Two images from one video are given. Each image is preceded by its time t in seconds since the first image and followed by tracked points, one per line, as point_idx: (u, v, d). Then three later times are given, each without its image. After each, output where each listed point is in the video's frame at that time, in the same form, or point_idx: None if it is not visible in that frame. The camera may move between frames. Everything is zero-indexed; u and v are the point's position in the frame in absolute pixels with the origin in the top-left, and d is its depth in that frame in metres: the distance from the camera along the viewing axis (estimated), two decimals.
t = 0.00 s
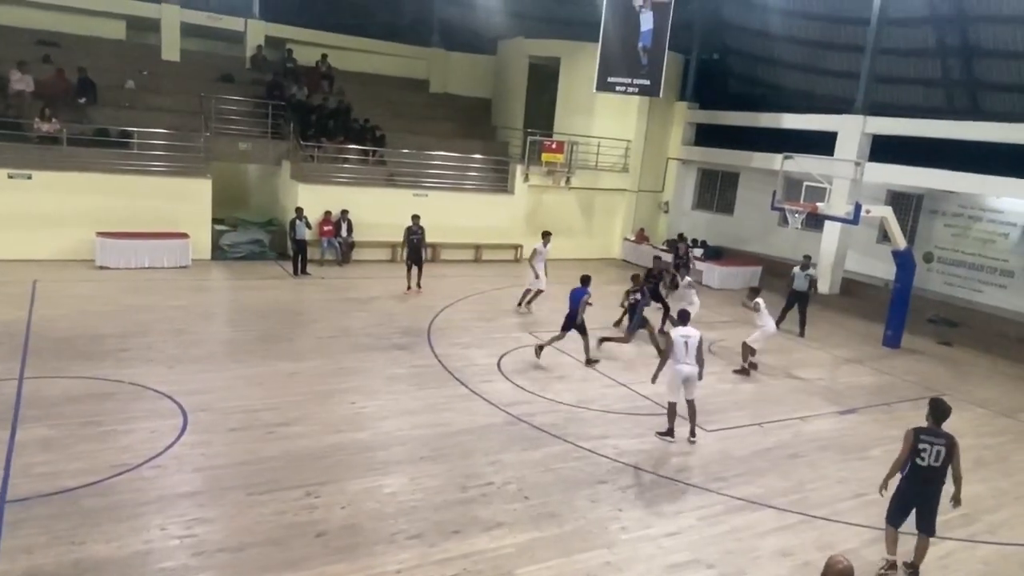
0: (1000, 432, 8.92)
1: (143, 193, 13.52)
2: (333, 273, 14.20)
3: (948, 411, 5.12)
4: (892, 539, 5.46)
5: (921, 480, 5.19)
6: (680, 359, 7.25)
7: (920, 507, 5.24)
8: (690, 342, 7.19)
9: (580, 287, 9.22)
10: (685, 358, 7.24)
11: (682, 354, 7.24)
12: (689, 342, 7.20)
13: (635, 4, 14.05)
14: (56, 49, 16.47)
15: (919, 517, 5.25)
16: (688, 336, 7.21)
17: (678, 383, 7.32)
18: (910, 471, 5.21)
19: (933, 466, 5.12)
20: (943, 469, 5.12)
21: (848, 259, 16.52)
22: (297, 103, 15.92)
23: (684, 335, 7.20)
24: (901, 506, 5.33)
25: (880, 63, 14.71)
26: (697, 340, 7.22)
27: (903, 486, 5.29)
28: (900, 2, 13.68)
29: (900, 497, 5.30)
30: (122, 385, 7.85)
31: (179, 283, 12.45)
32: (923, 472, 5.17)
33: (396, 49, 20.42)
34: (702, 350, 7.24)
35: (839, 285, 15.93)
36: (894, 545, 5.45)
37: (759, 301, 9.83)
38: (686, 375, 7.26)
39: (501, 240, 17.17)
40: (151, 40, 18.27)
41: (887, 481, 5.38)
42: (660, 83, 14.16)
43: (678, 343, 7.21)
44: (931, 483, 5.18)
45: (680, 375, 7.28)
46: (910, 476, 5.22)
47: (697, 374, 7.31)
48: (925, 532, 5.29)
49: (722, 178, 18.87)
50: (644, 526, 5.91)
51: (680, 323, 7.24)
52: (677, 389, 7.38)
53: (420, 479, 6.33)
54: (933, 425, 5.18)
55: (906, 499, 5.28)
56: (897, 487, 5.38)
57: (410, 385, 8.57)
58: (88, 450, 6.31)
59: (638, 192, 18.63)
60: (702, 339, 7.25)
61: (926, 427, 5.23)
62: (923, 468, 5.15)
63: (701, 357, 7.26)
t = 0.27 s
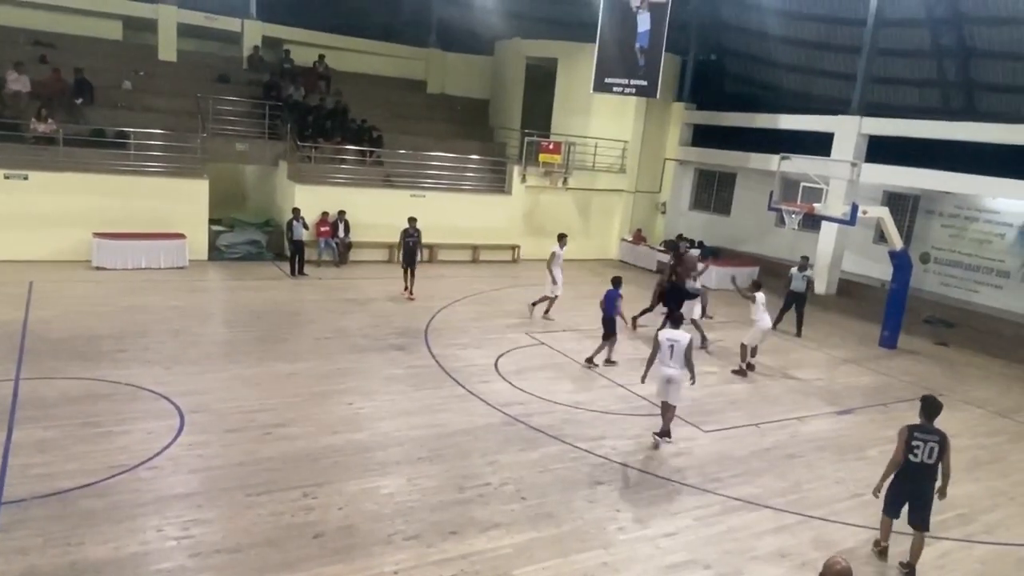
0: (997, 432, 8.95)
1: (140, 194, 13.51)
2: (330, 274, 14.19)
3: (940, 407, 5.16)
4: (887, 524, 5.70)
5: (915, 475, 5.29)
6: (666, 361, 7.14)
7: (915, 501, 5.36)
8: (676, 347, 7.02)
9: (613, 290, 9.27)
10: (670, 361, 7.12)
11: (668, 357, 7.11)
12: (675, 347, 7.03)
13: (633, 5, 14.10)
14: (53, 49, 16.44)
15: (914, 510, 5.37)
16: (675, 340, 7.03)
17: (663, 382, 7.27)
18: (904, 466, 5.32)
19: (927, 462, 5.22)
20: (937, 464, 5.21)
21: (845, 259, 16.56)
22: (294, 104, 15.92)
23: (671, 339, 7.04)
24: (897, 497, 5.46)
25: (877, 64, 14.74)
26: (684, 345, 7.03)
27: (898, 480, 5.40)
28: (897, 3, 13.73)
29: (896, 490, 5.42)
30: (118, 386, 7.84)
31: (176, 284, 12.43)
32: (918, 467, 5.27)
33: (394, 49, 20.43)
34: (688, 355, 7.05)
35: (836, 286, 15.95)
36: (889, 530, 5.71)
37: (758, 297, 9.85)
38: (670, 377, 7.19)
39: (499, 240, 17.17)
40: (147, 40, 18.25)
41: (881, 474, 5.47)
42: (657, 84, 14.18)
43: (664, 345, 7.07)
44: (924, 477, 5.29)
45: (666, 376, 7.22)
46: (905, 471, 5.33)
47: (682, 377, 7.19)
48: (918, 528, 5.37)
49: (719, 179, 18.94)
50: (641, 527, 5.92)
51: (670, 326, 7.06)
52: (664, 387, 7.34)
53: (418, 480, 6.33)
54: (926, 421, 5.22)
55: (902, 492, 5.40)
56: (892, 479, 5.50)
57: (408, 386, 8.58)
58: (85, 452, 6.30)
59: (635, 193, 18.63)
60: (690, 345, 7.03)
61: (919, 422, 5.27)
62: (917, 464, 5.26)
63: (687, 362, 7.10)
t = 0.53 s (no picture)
0: (997, 432, 8.94)
1: (139, 194, 13.51)
2: (330, 274, 14.19)
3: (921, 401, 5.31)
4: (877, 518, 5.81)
5: (904, 469, 5.42)
6: (654, 364, 7.13)
7: (905, 494, 5.49)
8: (664, 349, 7.02)
9: (643, 296, 9.13)
10: (659, 364, 7.10)
11: (657, 359, 7.10)
12: (664, 349, 7.03)
13: (632, 5, 14.12)
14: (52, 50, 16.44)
15: (905, 504, 5.49)
16: (665, 343, 7.05)
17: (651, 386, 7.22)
18: (892, 462, 5.43)
19: (914, 455, 5.37)
20: (925, 456, 5.36)
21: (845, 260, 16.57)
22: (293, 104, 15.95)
23: (661, 341, 7.06)
24: (886, 493, 5.58)
25: (876, 64, 14.74)
26: (673, 349, 7.02)
27: (887, 476, 5.51)
28: (897, 4, 13.76)
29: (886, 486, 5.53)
30: (118, 387, 7.83)
31: (176, 285, 12.42)
32: (906, 461, 5.40)
33: (393, 50, 20.44)
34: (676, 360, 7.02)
35: (836, 286, 15.94)
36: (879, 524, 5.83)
37: (763, 296, 9.87)
38: (657, 381, 7.13)
39: (499, 241, 17.17)
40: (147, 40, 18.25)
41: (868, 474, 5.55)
42: (656, 83, 14.29)
43: (655, 347, 7.10)
44: (912, 471, 5.43)
45: (653, 380, 7.17)
46: (893, 467, 5.44)
47: (669, 382, 7.11)
48: (912, 521, 5.49)
49: (719, 179, 18.99)
50: (641, 527, 5.91)
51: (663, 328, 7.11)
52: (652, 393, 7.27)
53: (418, 480, 6.33)
54: (910, 416, 5.34)
55: (893, 488, 5.52)
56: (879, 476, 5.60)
57: (408, 387, 8.57)
58: (84, 452, 6.29)
59: (635, 193, 18.62)
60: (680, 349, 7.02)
61: (903, 418, 5.39)
62: (905, 458, 5.38)
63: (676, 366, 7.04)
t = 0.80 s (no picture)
0: (998, 432, 8.94)
1: (139, 195, 13.51)
2: (330, 275, 14.19)
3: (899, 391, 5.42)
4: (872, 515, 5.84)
5: (889, 460, 5.54)
6: (645, 365, 7.04)
7: (892, 483, 5.63)
8: (655, 351, 6.93)
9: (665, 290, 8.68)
10: (650, 365, 7.00)
11: (648, 361, 7.01)
12: (655, 351, 6.94)
13: (633, 6, 14.16)
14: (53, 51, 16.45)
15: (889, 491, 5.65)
16: (656, 344, 6.96)
17: (640, 388, 7.12)
18: (878, 455, 5.53)
19: (898, 445, 5.50)
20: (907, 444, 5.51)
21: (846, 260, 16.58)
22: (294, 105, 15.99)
23: (653, 343, 6.97)
24: (872, 486, 5.68)
25: (876, 64, 14.73)
26: (664, 351, 6.91)
27: (874, 469, 5.60)
28: (897, 4, 13.80)
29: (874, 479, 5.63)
30: (118, 387, 7.84)
31: (176, 285, 12.42)
32: (890, 452, 5.52)
33: (394, 51, 20.45)
34: (666, 362, 6.91)
35: (836, 286, 15.92)
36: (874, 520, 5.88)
37: (770, 296, 9.89)
38: (646, 382, 7.03)
39: (499, 241, 17.17)
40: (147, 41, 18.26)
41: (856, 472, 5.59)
42: (656, 84, 14.24)
43: (646, 347, 7.03)
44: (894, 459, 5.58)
45: (643, 381, 7.07)
46: (879, 459, 5.55)
47: (658, 385, 7.00)
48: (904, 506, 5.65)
49: (719, 179, 19.00)
50: (642, 528, 5.91)
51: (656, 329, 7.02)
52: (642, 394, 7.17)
53: (418, 481, 6.33)
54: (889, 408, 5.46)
55: (882, 479, 5.62)
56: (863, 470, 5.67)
57: (408, 387, 8.57)
58: (85, 453, 6.29)
59: (635, 193, 18.61)
60: (671, 351, 6.90)
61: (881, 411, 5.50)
62: (890, 449, 5.50)
63: (665, 369, 6.93)
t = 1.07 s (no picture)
0: (998, 433, 8.93)
1: (141, 197, 13.53)
2: (330, 276, 14.18)
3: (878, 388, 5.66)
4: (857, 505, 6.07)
5: (876, 453, 5.75)
6: (629, 369, 6.92)
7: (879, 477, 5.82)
8: (639, 355, 6.82)
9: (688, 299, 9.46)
10: (634, 370, 6.88)
11: (632, 365, 6.89)
12: (639, 355, 6.82)
13: (632, 7, 14.09)
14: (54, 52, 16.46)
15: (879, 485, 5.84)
16: (640, 348, 6.85)
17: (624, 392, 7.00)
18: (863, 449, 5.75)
19: (882, 437, 5.72)
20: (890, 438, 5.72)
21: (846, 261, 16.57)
22: (294, 107, 15.98)
23: (637, 347, 6.86)
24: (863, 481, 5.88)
25: (877, 65, 14.73)
26: (647, 354, 6.80)
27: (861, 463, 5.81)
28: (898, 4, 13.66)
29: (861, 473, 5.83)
30: (119, 388, 7.84)
31: (177, 286, 12.42)
32: (874, 446, 5.73)
33: (393, 51, 20.43)
34: (650, 366, 6.79)
35: (837, 287, 15.89)
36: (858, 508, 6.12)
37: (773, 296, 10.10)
38: (630, 387, 6.91)
39: (499, 242, 17.16)
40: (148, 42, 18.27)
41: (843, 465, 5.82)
42: (657, 86, 14.26)
43: (630, 353, 6.90)
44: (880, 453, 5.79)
45: (628, 386, 6.95)
46: (865, 453, 5.77)
47: (642, 389, 6.88)
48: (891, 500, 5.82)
49: (719, 180, 18.93)
50: (642, 529, 5.91)
51: (640, 333, 6.90)
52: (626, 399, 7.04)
53: (418, 482, 6.32)
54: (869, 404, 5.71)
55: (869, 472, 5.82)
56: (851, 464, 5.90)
57: (408, 388, 8.57)
58: (85, 454, 6.30)
59: (635, 195, 18.60)
60: (655, 355, 6.79)
61: (863, 407, 5.74)
62: (875, 443, 5.72)
63: (649, 373, 6.81)
